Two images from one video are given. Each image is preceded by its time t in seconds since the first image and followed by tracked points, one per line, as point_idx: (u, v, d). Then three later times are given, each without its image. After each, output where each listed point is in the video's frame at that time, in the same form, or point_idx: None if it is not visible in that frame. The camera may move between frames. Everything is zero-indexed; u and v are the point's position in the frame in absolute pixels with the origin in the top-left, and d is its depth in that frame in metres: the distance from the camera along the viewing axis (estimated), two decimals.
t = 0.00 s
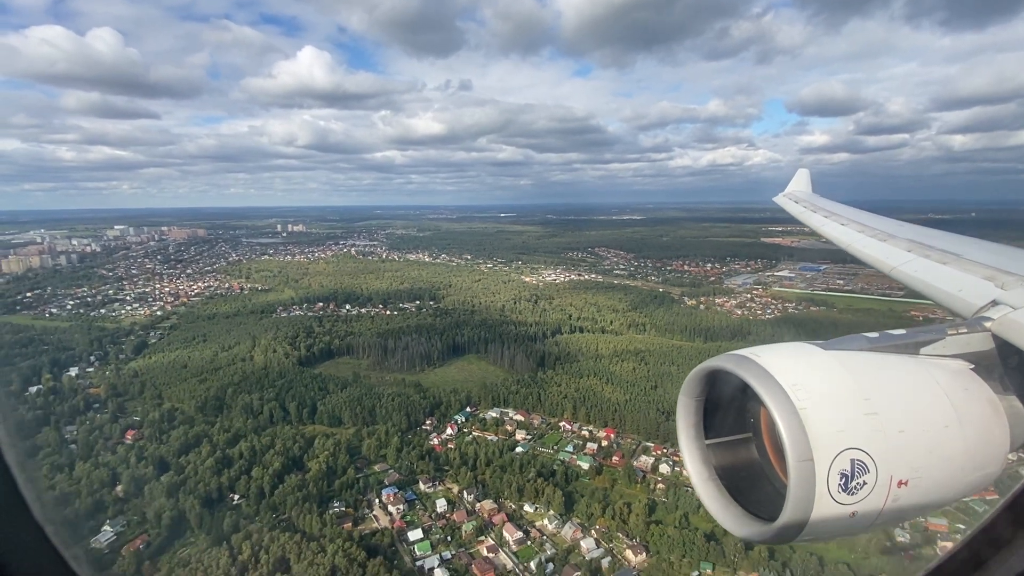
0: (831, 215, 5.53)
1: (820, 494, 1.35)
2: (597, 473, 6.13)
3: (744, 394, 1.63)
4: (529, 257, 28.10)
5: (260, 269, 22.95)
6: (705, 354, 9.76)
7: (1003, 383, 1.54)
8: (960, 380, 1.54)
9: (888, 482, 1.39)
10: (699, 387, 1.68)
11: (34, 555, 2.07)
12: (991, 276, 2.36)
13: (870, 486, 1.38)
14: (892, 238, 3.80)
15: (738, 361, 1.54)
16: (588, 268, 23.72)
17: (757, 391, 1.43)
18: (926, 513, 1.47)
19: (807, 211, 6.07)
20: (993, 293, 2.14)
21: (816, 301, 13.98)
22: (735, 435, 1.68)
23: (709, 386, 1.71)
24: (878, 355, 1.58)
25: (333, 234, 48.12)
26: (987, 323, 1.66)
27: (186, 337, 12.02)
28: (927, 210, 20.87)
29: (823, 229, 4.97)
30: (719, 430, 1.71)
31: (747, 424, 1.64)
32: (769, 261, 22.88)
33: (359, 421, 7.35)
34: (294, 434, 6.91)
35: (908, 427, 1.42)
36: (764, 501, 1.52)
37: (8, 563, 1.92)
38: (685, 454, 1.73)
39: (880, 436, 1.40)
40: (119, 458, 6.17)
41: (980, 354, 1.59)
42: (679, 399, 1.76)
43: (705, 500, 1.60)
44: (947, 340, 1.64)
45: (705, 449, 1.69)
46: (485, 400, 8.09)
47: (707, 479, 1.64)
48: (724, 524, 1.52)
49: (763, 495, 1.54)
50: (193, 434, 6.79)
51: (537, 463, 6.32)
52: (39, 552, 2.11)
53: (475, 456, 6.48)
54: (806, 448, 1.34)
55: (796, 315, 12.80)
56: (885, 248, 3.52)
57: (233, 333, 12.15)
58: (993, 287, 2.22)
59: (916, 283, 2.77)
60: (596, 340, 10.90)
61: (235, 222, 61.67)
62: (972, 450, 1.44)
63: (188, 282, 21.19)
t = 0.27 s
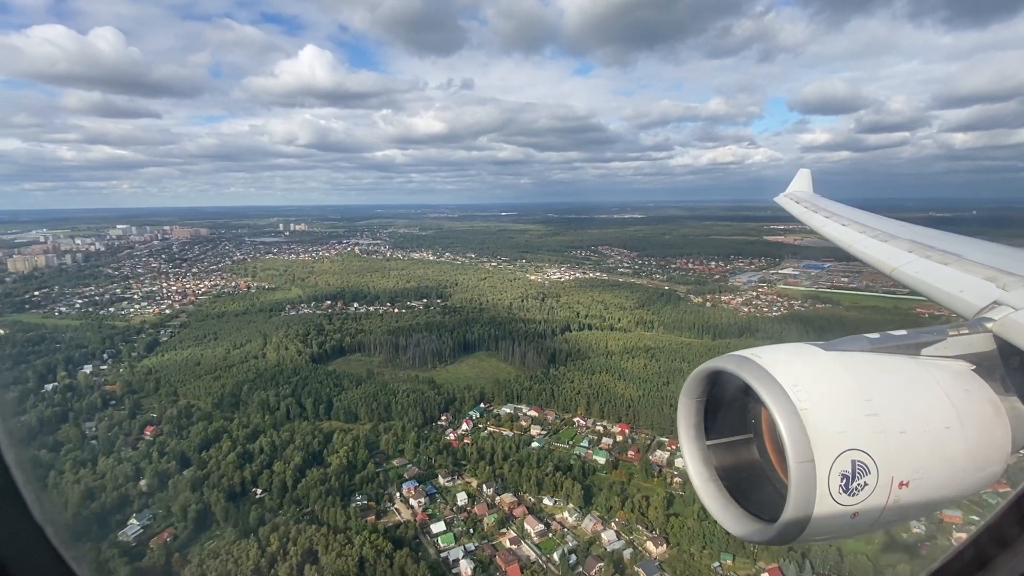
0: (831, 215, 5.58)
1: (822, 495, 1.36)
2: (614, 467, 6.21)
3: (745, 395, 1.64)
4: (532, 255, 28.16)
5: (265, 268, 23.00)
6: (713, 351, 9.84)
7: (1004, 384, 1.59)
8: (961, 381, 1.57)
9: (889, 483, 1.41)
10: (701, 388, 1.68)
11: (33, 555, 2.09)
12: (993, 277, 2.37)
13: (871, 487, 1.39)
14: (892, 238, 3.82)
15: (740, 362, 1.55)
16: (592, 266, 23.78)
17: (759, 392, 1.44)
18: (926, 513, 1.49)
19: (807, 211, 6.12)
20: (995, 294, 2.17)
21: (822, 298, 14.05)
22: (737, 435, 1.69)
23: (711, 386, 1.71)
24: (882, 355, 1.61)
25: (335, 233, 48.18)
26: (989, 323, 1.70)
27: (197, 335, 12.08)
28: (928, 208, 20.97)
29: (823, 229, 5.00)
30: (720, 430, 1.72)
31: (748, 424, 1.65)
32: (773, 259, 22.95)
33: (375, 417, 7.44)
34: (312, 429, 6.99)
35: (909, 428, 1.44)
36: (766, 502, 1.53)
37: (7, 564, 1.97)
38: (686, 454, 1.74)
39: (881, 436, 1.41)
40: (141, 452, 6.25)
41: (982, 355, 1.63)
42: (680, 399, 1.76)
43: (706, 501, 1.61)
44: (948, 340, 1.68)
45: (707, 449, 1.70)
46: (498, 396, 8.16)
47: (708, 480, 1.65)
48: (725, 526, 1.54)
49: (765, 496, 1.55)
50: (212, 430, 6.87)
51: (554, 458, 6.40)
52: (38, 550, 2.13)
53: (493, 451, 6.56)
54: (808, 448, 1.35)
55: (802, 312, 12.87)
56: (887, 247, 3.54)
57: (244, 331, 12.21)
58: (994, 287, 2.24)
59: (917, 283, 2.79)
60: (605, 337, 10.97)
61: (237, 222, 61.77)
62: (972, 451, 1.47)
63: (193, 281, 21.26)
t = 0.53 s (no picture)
0: (831, 215, 5.58)
1: (822, 495, 1.30)
2: (630, 462, 6.27)
3: (747, 394, 1.58)
4: (535, 254, 28.23)
5: (270, 267, 23.08)
6: (722, 348, 9.91)
7: (1005, 385, 1.53)
8: (962, 381, 1.51)
9: (891, 484, 1.35)
10: (701, 387, 1.61)
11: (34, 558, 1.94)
12: (994, 277, 2.29)
13: (872, 488, 1.33)
14: (894, 238, 3.76)
15: (743, 360, 1.49)
16: (597, 264, 23.85)
17: (758, 391, 1.39)
18: (928, 515, 1.42)
19: (808, 211, 6.13)
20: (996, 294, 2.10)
21: (827, 295, 14.11)
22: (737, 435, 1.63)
23: (711, 386, 1.65)
24: (882, 356, 1.55)
25: (337, 232, 48.26)
26: (990, 324, 1.63)
27: (208, 332, 12.16)
28: (930, 207, 21.11)
29: (823, 229, 4.98)
30: (721, 431, 1.65)
31: (749, 424, 1.60)
32: (776, 258, 23.05)
33: (391, 413, 7.53)
34: (330, 425, 7.06)
35: (911, 427, 1.38)
36: (767, 502, 1.47)
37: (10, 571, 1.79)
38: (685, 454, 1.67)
39: (883, 436, 1.36)
40: (162, 448, 6.32)
41: (984, 355, 1.57)
42: (680, 398, 1.69)
43: (706, 501, 1.54)
44: (950, 340, 1.61)
45: (707, 449, 1.63)
46: (511, 392, 8.24)
47: (708, 480, 1.58)
48: (727, 526, 1.47)
49: (766, 496, 1.49)
50: (232, 425, 6.95)
51: (570, 453, 6.47)
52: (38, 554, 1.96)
53: (509, 446, 6.64)
54: (809, 448, 1.30)
55: (807, 310, 12.92)
56: (888, 247, 3.48)
57: (254, 329, 12.29)
58: (996, 287, 2.17)
59: (918, 283, 2.72)
60: (615, 335, 11.05)
61: (240, 221, 61.85)
62: (973, 451, 1.40)
63: (200, 279, 21.34)
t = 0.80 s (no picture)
0: (831, 216, 5.59)
1: (822, 494, 1.29)
2: (645, 457, 6.34)
3: (747, 394, 1.58)
4: (539, 252, 28.28)
5: (276, 265, 23.16)
6: (729, 345, 9.97)
7: (1006, 385, 1.50)
8: (963, 381, 1.48)
9: (891, 484, 1.33)
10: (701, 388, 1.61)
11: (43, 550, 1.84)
12: (996, 278, 2.23)
13: (873, 487, 1.32)
14: (896, 239, 3.73)
15: (743, 360, 1.49)
16: (601, 263, 23.93)
17: (759, 391, 1.38)
18: (929, 514, 1.41)
19: (808, 211, 6.15)
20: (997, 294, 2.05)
21: (832, 293, 14.17)
22: (738, 435, 1.63)
23: (711, 386, 1.65)
24: (882, 356, 1.53)
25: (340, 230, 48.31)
26: (991, 324, 1.60)
27: (218, 330, 12.23)
28: (932, 205, 21.19)
29: (823, 228, 4.98)
30: (721, 431, 1.65)
31: (750, 423, 1.60)
32: (779, 256, 23.11)
33: (406, 409, 7.61)
34: (347, 420, 7.15)
35: (911, 427, 1.37)
36: (768, 501, 1.47)
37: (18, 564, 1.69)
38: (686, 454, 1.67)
39: (883, 436, 1.35)
40: (183, 443, 6.42)
41: (984, 355, 1.54)
42: (681, 399, 1.70)
43: (708, 501, 1.54)
44: (951, 340, 1.58)
45: (708, 449, 1.64)
46: (525, 388, 8.33)
47: (709, 480, 1.58)
48: (727, 526, 1.47)
49: (766, 495, 1.49)
50: (250, 421, 7.04)
51: (586, 448, 6.54)
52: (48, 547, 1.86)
53: (525, 441, 6.73)
54: (809, 448, 1.29)
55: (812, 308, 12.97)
56: (887, 248, 3.43)
57: (265, 327, 12.38)
58: (997, 288, 2.12)
59: (919, 284, 2.66)
60: (623, 332, 11.12)
61: (243, 220, 61.98)
62: (974, 452, 1.39)
63: (207, 278, 21.43)
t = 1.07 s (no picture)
0: (831, 215, 5.52)
1: (821, 494, 1.23)
2: (660, 452, 6.39)
3: (749, 392, 1.51)
4: (543, 251, 28.33)
5: (282, 264, 23.22)
6: (736, 343, 10.01)
7: (1007, 385, 1.43)
8: (964, 380, 1.41)
9: (892, 485, 1.27)
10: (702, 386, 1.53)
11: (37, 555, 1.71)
12: (998, 277, 2.10)
13: (873, 488, 1.26)
14: (895, 237, 3.62)
15: (745, 359, 1.41)
16: (605, 261, 23.99)
17: (758, 390, 1.31)
18: (930, 516, 1.35)
19: (809, 211, 6.10)
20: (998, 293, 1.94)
21: (837, 292, 14.20)
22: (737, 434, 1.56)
23: (711, 385, 1.57)
24: (881, 356, 1.46)
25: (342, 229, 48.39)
26: (992, 323, 1.53)
27: (229, 328, 12.30)
28: (935, 204, 21.24)
29: (823, 228, 4.91)
30: (721, 431, 1.58)
31: (750, 423, 1.53)
32: (783, 255, 23.15)
33: (421, 405, 7.67)
34: (363, 416, 7.22)
35: (913, 427, 1.31)
36: (770, 503, 1.41)
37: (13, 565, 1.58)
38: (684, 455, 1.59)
39: (885, 435, 1.28)
40: (203, 439, 6.51)
41: (985, 355, 1.47)
42: (680, 397, 1.61)
43: (708, 502, 1.47)
44: (950, 340, 1.51)
45: (708, 448, 1.56)
46: (538, 385, 8.40)
47: (709, 481, 1.51)
48: (728, 528, 1.40)
49: (767, 496, 1.42)
50: (268, 416, 7.12)
51: (601, 444, 6.60)
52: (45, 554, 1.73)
53: (540, 437, 6.80)
54: (810, 447, 1.22)
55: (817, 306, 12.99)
56: (888, 248, 3.28)
57: (275, 324, 12.45)
58: (997, 287, 2.01)
59: (918, 282, 2.55)
60: (632, 330, 11.18)
61: (247, 219, 62.19)
62: (977, 453, 1.32)
63: (213, 276, 21.50)
